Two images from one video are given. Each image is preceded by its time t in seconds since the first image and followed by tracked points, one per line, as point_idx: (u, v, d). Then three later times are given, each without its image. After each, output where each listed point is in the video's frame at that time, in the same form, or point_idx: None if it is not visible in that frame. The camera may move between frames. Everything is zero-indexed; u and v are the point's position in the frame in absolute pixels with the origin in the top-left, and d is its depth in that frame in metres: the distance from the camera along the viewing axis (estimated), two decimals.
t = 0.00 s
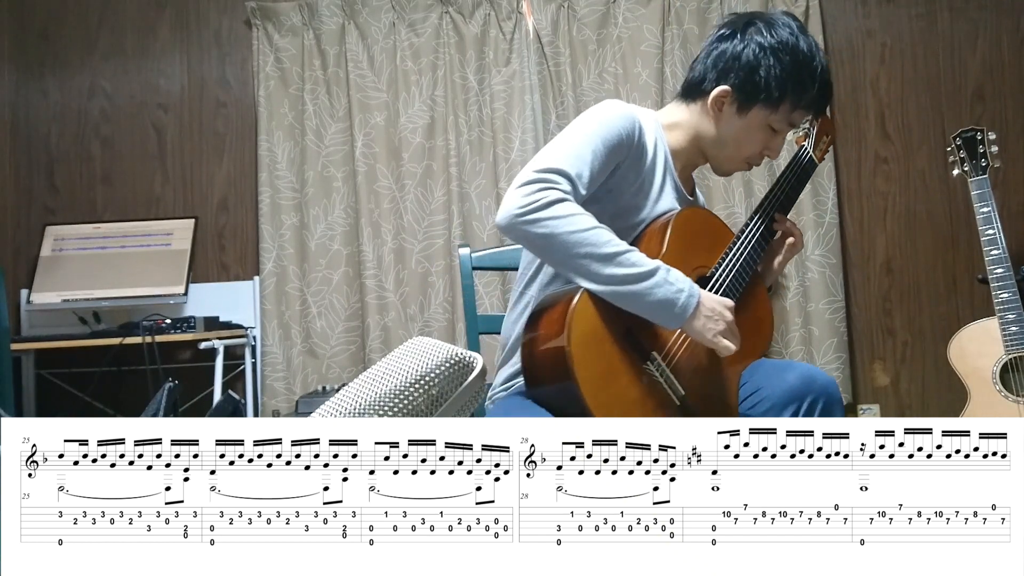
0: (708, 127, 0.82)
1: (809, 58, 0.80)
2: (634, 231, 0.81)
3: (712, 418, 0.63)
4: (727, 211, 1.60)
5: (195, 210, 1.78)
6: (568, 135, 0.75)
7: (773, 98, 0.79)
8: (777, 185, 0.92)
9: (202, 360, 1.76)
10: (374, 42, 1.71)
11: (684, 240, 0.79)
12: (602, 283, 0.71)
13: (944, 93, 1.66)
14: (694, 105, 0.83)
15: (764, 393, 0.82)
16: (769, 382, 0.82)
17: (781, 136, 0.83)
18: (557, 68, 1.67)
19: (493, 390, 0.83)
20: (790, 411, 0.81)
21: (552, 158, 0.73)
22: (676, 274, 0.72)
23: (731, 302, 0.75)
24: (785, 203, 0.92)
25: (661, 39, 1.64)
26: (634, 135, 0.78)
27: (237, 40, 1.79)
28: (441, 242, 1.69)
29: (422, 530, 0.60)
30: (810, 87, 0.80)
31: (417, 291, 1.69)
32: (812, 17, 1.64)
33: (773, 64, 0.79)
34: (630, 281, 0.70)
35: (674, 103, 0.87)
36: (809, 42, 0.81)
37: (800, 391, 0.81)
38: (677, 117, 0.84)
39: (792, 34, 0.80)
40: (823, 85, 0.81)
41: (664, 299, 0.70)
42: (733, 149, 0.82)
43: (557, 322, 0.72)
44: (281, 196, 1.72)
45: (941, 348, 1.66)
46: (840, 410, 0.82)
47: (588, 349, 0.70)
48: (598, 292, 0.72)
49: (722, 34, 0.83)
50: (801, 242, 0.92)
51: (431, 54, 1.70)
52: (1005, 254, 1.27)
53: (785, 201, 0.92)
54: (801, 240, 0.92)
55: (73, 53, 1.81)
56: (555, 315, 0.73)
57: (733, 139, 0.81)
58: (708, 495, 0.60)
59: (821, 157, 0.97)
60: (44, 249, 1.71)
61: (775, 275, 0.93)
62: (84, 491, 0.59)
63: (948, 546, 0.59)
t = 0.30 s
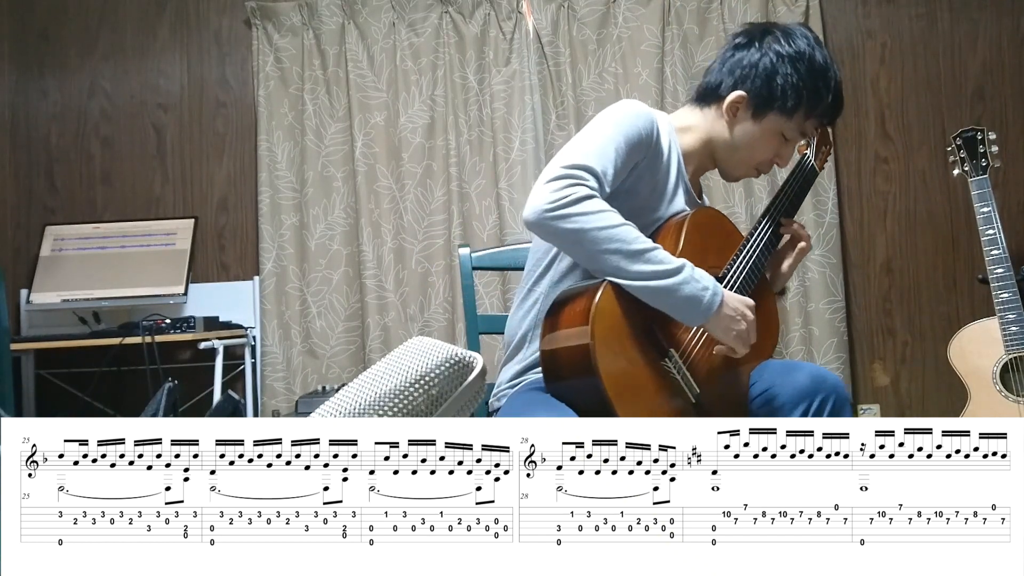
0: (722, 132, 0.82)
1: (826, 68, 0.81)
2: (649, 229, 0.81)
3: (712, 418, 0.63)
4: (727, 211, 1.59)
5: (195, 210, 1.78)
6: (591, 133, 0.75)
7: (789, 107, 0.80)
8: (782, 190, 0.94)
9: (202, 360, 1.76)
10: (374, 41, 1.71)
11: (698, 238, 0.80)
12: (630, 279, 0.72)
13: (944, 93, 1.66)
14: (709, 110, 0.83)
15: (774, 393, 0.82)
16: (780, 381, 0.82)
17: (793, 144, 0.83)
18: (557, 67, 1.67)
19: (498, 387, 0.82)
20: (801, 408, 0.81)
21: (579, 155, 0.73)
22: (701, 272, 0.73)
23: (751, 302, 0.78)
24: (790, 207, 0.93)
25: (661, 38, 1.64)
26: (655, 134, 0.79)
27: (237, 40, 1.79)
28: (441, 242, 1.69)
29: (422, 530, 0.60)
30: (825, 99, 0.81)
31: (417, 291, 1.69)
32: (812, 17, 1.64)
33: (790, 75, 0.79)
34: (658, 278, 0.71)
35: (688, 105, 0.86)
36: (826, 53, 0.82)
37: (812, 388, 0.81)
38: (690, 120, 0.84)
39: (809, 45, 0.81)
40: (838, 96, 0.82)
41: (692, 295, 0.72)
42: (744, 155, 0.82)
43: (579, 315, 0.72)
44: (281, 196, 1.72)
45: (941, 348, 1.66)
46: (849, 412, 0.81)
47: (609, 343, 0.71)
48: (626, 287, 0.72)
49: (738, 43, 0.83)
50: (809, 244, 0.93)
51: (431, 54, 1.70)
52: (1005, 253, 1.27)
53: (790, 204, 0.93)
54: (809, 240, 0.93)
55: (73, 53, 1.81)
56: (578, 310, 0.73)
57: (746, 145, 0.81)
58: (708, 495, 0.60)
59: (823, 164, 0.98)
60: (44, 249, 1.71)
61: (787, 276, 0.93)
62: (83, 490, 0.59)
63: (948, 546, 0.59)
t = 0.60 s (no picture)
0: (733, 148, 0.82)
1: (848, 105, 0.80)
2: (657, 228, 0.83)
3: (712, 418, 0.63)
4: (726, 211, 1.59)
5: (195, 210, 1.78)
6: (603, 132, 0.76)
7: (805, 137, 0.80)
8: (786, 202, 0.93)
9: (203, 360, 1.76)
10: (374, 41, 1.71)
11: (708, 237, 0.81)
12: (645, 273, 0.72)
13: (944, 93, 1.66)
14: (725, 124, 0.82)
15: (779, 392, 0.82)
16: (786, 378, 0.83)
17: (798, 172, 0.84)
18: (557, 68, 1.67)
19: (502, 386, 0.82)
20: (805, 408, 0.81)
21: (592, 153, 0.73)
22: (714, 265, 0.73)
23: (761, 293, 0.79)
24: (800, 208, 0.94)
25: (661, 39, 1.64)
26: (668, 134, 0.79)
27: (237, 40, 1.79)
28: (441, 242, 1.69)
29: (422, 530, 0.60)
30: (839, 136, 0.81)
31: (417, 291, 1.69)
32: (811, 17, 1.64)
33: (811, 106, 0.79)
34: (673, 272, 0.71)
35: (705, 113, 0.86)
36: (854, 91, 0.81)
37: (818, 387, 0.81)
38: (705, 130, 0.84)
39: (837, 79, 0.80)
40: (854, 135, 0.82)
41: (707, 288, 0.72)
42: (750, 175, 0.82)
43: (590, 312, 0.72)
44: (282, 196, 1.72)
45: (942, 348, 1.66)
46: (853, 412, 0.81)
47: (621, 340, 0.72)
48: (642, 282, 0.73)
49: (770, 64, 0.82)
50: (821, 244, 0.93)
51: (431, 54, 1.70)
52: (1005, 254, 1.27)
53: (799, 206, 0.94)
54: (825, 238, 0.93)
55: (73, 53, 1.81)
56: (590, 306, 0.73)
57: (754, 166, 0.82)
58: (708, 495, 0.60)
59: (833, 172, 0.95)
60: (44, 249, 1.71)
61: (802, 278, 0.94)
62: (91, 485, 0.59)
63: (948, 546, 0.59)
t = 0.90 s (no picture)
0: (734, 161, 0.82)
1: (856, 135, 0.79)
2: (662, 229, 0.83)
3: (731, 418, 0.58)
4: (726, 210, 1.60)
5: (196, 210, 1.78)
6: (614, 130, 0.75)
7: (804, 162, 0.79)
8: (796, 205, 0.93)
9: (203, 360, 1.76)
10: (374, 41, 1.71)
11: (714, 240, 0.82)
12: (651, 274, 0.72)
13: (945, 93, 1.66)
14: (731, 135, 0.82)
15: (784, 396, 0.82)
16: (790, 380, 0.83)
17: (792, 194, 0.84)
18: (557, 68, 1.68)
19: (503, 384, 0.82)
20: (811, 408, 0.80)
21: (602, 151, 0.73)
22: (718, 269, 0.74)
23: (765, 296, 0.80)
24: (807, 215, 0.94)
25: (660, 39, 1.64)
26: (678, 134, 0.78)
27: (237, 40, 1.79)
28: (441, 242, 1.69)
29: (413, 531, 0.55)
30: (840, 167, 0.80)
31: (417, 291, 1.69)
32: (811, 17, 1.64)
33: (816, 133, 0.78)
34: (678, 274, 0.72)
35: (715, 119, 0.86)
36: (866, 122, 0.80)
37: (822, 390, 0.81)
38: (712, 137, 0.84)
39: (848, 109, 0.78)
40: (858, 166, 0.81)
41: (711, 292, 0.72)
42: (746, 189, 0.83)
43: (595, 311, 0.73)
44: (282, 196, 1.72)
45: (942, 348, 1.65)
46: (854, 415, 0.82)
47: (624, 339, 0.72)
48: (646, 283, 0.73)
49: (785, 82, 0.81)
50: (823, 252, 0.93)
51: (431, 54, 1.70)
52: (1005, 253, 1.27)
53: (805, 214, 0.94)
54: (827, 248, 0.93)
55: (73, 53, 1.81)
56: (592, 305, 0.73)
57: (752, 182, 0.82)
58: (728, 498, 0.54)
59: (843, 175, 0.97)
60: (44, 249, 1.71)
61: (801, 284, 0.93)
62: (48, 499, 0.55)
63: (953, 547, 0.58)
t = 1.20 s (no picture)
0: (730, 163, 0.81)
1: (851, 140, 0.79)
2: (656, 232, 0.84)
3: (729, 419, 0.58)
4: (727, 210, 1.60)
5: (196, 210, 1.78)
6: (609, 132, 0.75)
7: (799, 168, 0.79)
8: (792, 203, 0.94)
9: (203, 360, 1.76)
10: (374, 41, 1.71)
11: (710, 242, 0.82)
12: (641, 281, 0.72)
13: (945, 94, 1.66)
14: (727, 137, 0.82)
15: (782, 398, 0.82)
16: (784, 384, 0.83)
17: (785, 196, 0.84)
18: (557, 68, 1.68)
19: (501, 386, 0.82)
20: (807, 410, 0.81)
21: (597, 153, 0.73)
22: (709, 279, 0.73)
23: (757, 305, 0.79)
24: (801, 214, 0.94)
25: (661, 38, 1.64)
26: (672, 137, 0.79)
27: (237, 41, 1.79)
28: (441, 242, 1.69)
29: (413, 531, 0.55)
30: (832, 172, 0.80)
31: (417, 290, 1.69)
32: (811, 17, 1.64)
33: (812, 139, 0.78)
34: (669, 283, 0.71)
35: (710, 119, 0.86)
36: (860, 129, 0.80)
37: (814, 391, 0.81)
38: (707, 137, 0.84)
39: (843, 115, 0.78)
40: (849, 172, 0.82)
41: (701, 301, 0.72)
42: (740, 189, 0.83)
43: (591, 318, 0.73)
44: (282, 196, 1.72)
45: (941, 348, 1.66)
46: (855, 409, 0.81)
47: (620, 346, 0.72)
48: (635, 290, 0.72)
49: (782, 86, 0.81)
50: (812, 254, 0.93)
51: (431, 54, 1.70)
52: (1005, 253, 1.27)
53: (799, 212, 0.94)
54: (816, 250, 0.93)
55: (74, 53, 1.81)
56: (591, 313, 0.73)
57: (745, 184, 0.81)
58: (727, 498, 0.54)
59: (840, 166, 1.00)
60: (44, 249, 1.71)
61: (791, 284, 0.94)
62: (48, 500, 0.55)
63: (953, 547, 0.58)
